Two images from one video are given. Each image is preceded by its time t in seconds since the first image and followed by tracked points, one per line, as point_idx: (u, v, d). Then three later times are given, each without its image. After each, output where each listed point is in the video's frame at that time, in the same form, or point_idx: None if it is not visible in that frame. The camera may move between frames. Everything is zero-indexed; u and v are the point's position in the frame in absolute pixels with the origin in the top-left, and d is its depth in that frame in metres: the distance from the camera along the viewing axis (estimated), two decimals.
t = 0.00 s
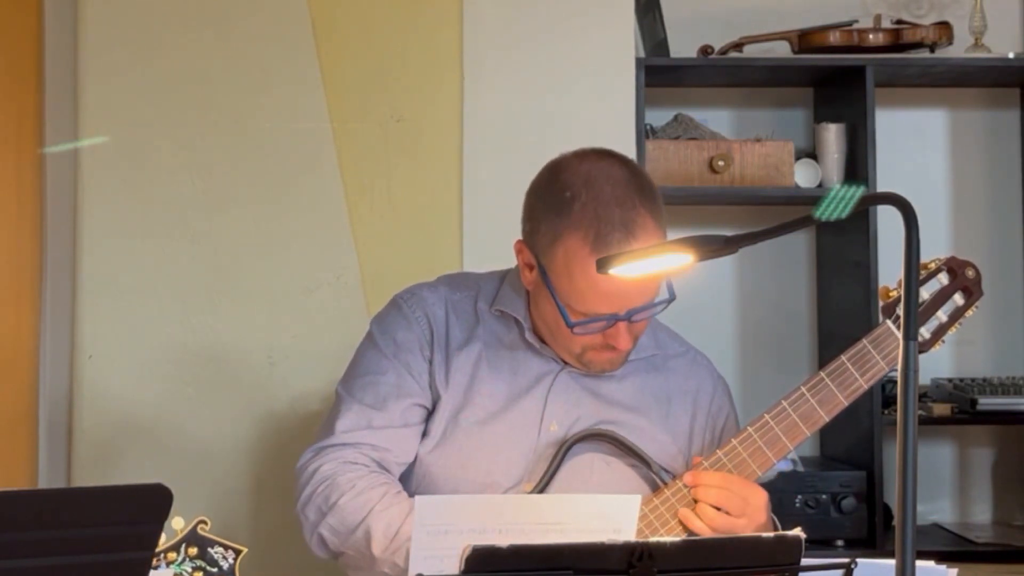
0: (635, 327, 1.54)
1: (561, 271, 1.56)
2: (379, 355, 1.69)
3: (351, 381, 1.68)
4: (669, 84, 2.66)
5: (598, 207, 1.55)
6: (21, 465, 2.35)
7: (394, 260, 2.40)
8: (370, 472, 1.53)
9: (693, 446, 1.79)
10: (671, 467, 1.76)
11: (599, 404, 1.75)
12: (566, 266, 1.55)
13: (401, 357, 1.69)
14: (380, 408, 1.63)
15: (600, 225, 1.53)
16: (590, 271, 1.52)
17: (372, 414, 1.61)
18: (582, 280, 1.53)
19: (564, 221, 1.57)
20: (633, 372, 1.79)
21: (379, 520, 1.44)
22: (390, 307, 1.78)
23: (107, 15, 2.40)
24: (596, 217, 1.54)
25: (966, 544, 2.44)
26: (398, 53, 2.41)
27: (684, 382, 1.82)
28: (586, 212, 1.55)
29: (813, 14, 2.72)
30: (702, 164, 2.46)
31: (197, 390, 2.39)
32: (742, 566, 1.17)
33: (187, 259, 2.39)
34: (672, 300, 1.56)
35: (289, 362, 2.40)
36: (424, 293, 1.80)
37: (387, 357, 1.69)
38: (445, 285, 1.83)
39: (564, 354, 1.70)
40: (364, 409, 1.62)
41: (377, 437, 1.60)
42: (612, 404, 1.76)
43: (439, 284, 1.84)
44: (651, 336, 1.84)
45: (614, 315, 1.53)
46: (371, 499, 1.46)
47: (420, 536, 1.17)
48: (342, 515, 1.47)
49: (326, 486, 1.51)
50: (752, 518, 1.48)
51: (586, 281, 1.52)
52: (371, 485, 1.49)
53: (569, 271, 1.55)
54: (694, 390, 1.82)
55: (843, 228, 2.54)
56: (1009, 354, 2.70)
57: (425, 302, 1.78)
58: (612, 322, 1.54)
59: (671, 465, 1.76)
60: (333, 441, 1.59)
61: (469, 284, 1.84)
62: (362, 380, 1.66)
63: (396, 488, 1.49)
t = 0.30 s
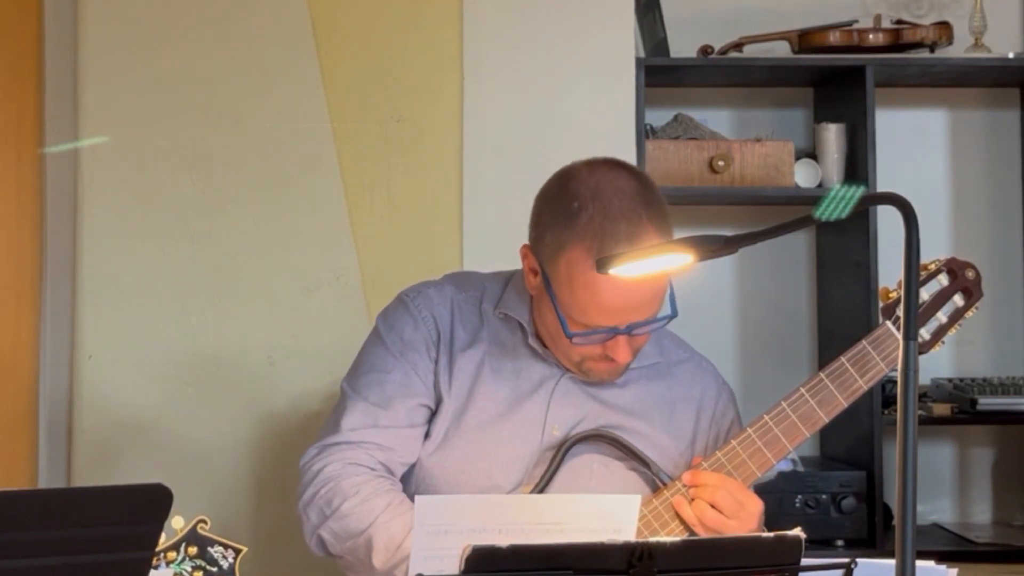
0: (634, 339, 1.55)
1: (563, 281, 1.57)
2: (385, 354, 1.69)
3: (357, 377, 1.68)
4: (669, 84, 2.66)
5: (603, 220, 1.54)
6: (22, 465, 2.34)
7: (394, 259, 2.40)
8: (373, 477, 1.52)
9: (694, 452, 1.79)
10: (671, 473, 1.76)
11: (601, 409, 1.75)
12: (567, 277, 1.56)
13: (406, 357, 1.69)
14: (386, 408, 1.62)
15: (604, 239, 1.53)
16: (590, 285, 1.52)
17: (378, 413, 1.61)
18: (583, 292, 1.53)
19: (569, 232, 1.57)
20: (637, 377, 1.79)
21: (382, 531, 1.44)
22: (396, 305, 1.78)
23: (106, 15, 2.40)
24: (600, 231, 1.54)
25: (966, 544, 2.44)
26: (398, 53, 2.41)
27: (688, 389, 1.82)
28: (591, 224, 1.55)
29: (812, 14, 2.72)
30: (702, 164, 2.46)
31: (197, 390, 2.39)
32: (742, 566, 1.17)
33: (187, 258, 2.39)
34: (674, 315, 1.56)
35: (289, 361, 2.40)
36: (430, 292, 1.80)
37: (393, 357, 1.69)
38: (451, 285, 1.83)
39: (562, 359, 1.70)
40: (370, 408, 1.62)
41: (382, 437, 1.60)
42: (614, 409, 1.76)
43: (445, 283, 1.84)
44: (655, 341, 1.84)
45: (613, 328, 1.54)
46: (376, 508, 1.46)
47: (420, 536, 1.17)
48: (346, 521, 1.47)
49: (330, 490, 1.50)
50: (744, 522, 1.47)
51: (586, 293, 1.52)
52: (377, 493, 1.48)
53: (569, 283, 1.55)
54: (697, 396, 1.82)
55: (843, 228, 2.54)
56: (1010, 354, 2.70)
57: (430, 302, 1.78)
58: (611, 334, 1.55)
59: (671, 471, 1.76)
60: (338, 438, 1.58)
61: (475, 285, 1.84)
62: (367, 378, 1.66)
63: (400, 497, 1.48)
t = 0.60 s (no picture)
0: (617, 332, 1.55)
1: (551, 266, 1.57)
2: (395, 352, 1.69)
3: (367, 373, 1.68)
4: (669, 84, 2.66)
5: (599, 209, 1.54)
6: (21, 466, 2.34)
7: (394, 259, 2.40)
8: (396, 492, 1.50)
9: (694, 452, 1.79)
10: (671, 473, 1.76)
11: (602, 410, 1.75)
12: (554, 260, 1.56)
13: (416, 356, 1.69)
14: (398, 406, 1.63)
15: (595, 227, 1.52)
16: (576, 271, 1.52)
17: (392, 412, 1.61)
18: (567, 276, 1.53)
19: (564, 215, 1.57)
20: (637, 378, 1.80)
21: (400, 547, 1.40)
22: (402, 303, 1.78)
23: (107, 15, 2.40)
24: (593, 218, 1.53)
25: (966, 544, 2.44)
26: (398, 53, 2.41)
27: (689, 390, 1.82)
28: (585, 210, 1.55)
29: (812, 14, 2.72)
30: (702, 164, 2.46)
31: (197, 390, 2.39)
32: (742, 566, 1.17)
33: (188, 258, 2.39)
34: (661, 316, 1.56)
35: (289, 361, 2.40)
36: (436, 291, 1.80)
37: (404, 355, 1.69)
38: (458, 284, 1.83)
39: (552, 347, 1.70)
40: (383, 405, 1.61)
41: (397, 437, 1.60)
42: (615, 409, 1.76)
43: (450, 283, 1.84)
44: (655, 343, 1.84)
45: (595, 317, 1.54)
46: (394, 516, 1.43)
47: (420, 535, 1.17)
48: (361, 525, 1.44)
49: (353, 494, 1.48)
50: (739, 521, 1.46)
51: (570, 278, 1.53)
52: (394, 502, 1.46)
53: (556, 266, 1.55)
54: (699, 398, 1.82)
55: (843, 227, 2.54)
56: (1010, 354, 2.70)
57: (437, 302, 1.78)
58: (593, 324, 1.55)
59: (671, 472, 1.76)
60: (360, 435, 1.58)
61: (479, 284, 1.84)
62: (379, 375, 1.65)
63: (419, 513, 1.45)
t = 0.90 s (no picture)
0: (606, 303, 1.54)
1: (537, 236, 1.57)
2: (398, 345, 1.68)
3: (369, 366, 1.68)
4: (669, 84, 2.66)
5: (585, 173, 1.56)
6: (21, 466, 2.33)
7: (393, 259, 2.40)
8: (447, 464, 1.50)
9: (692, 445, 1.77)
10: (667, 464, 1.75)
11: (596, 404, 1.75)
12: (541, 227, 1.56)
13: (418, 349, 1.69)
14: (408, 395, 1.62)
15: (581, 189, 1.54)
16: (562, 233, 1.52)
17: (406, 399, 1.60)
18: (555, 241, 1.53)
19: (550, 182, 1.58)
20: (630, 370, 1.80)
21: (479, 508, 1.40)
22: (398, 301, 1.78)
23: (107, 15, 2.40)
24: (579, 182, 1.55)
25: (966, 544, 2.43)
26: (398, 53, 2.42)
27: (684, 381, 1.81)
28: (571, 175, 1.56)
29: (812, 14, 2.72)
30: (702, 164, 2.46)
31: (197, 389, 2.39)
32: (741, 567, 1.17)
33: (188, 258, 2.39)
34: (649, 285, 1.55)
35: (289, 361, 2.40)
36: (432, 288, 1.80)
37: (408, 348, 1.68)
38: (453, 284, 1.84)
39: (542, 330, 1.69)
40: (396, 393, 1.60)
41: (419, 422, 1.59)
42: (610, 403, 1.76)
43: (445, 281, 1.85)
44: (649, 336, 1.84)
45: (583, 285, 1.53)
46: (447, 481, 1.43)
47: (421, 535, 1.17)
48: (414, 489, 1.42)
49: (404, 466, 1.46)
50: (736, 517, 1.44)
51: (558, 243, 1.52)
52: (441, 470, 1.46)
53: (543, 232, 1.55)
54: (694, 390, 1.81)
55: (843, 227, 2.55)
56: (1010, 354, 2.70)
57: (434, 298, 1.78)
58: (581, 293, 1.53)
59: (667, 463, 1.75)
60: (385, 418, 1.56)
61: (473, 283, 1.85)
62: (389, 368, 1.65)
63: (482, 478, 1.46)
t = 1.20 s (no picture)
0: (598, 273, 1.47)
1: (526, 207, 1.54)
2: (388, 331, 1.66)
3: (367, 344, 1.66)
4: (669, 84, 2.66)
5: (575, 145, 1.56)
6: (22, 465, 2.33)
7: (393, 259, 2.40)
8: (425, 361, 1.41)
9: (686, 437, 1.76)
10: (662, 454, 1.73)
11: (590, 395, 1.73)
12: (532, 198, 1.53)
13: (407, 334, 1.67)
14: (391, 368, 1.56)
15: (572, 159, 1.53)
16: (553, 199, 1.49)
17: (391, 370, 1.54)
18: (546, 207, 1.49)
19: (541, 155, 1.57)
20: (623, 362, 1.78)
21: (474, 375, 1.31)
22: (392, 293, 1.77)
23: (107, 15, 2.40)
24: (570, 152, 1.55)
25: (966, 544, 2.43)
26: (398, 53, 2.42)
27: (678, 373, 1.80)
28: (562, 147, 1.56)
29: (812, 14, 2.72)
30: (702, 164, 2.46)
31: (197, 390, 2.39)
32: (741, 567, 1.17)
33: (188, 258, 2.39)
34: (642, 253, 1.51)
35: (290, 362, 2.40)
36: (425, 283, 1.80)
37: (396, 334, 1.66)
38: (446, 279, 1.83)
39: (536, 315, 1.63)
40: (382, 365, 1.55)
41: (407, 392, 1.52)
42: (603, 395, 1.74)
43: (439, 278, 1.84)
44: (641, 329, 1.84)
45: (575, 252, 1.47)
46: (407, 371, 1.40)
47: (420, 535, 1.18)
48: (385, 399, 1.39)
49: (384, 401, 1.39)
50: (733, 516, 1.44)
51: (549, 208, 1.49)
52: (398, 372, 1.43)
53: (534, 202, 1.52)
54: (688, 382, 1.79)
55: (843, 227, 2.55)
56: (1010, 354, 2.70)
57: (428, 288, 1.79)
58: (573, 261, 1.47)
59: (662, 452, 1.72)
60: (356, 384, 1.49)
61: (467, 279, 1.84)
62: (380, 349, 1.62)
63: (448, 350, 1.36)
